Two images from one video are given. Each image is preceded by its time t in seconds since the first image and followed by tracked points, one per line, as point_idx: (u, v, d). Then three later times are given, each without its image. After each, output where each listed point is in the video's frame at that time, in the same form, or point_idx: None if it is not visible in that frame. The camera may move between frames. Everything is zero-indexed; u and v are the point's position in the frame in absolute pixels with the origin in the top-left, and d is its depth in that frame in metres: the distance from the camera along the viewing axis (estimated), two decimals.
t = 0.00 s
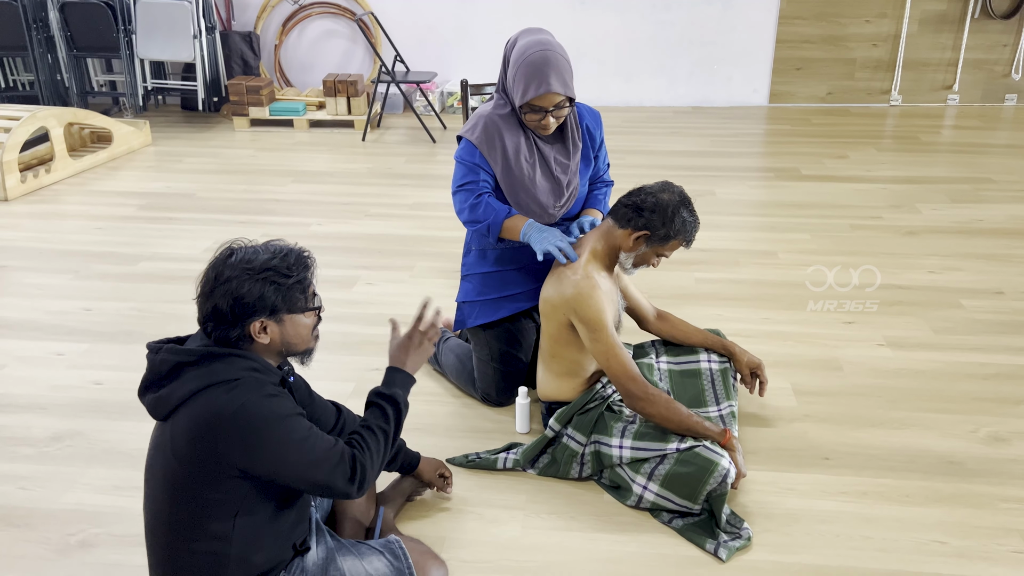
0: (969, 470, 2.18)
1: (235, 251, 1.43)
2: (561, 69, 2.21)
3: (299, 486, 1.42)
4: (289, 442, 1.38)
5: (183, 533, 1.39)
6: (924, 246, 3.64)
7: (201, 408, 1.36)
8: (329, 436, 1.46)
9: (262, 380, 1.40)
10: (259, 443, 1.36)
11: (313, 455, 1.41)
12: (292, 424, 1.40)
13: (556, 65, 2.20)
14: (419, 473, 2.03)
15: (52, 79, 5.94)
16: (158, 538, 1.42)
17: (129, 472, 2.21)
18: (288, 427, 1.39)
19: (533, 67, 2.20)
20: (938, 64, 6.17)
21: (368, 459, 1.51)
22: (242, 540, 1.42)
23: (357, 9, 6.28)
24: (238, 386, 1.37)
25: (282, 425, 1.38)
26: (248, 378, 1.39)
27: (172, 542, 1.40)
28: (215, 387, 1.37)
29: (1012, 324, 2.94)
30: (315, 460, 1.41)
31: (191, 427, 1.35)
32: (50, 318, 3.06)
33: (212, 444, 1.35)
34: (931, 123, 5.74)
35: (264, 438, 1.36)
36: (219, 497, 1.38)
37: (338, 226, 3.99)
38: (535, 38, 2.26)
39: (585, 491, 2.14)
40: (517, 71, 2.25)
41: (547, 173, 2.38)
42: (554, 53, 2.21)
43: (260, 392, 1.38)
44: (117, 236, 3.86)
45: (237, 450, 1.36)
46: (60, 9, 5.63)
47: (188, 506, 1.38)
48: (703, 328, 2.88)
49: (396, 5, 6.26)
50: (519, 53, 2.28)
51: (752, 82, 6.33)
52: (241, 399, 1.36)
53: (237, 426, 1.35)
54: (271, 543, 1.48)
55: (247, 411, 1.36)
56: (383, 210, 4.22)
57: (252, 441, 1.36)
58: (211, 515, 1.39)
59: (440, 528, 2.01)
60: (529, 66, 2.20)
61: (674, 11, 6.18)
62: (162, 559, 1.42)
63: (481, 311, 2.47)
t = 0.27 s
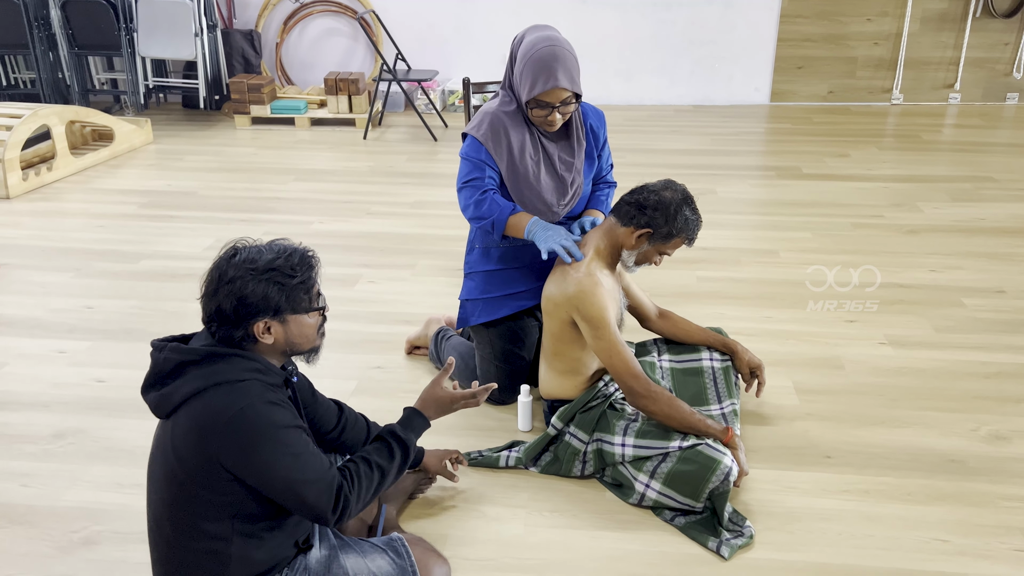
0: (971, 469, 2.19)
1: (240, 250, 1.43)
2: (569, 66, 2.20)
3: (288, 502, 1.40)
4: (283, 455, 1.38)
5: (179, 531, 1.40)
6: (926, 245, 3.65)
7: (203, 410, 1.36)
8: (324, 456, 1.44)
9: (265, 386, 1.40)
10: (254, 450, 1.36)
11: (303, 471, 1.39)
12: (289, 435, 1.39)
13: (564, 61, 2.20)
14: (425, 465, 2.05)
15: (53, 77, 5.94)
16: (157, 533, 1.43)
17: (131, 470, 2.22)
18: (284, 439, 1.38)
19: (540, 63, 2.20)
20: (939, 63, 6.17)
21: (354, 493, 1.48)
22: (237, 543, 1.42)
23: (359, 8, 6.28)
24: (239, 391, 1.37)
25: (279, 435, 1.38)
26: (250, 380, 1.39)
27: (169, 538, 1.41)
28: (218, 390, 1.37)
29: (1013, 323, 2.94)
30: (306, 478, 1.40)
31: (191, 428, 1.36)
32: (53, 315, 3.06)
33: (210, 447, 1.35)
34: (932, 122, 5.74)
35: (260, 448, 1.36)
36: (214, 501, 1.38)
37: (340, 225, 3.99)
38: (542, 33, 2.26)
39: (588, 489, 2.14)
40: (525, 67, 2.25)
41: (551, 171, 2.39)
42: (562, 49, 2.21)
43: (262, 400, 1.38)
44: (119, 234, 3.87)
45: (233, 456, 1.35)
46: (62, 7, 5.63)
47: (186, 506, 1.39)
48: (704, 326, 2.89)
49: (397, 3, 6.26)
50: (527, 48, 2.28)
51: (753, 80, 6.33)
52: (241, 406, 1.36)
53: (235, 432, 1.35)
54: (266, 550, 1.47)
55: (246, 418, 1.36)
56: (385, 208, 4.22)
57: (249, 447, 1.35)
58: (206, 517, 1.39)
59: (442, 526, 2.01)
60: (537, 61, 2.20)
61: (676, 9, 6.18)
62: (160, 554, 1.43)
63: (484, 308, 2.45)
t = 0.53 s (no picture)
0: (973, 470, 2.19)
1: (236, 253, 1.42)
2: (574, 63, 2.21)
3: (285, 513, 1.40)
4: (283, 466, 1.37)
5: (179, 533, 1.40)
6: (928, 245, 3.64)
7: (205, 416, 1.36)
8: (323, 469, 1.44)
9: (267, 393, 1.40)
10: (257, 458, 1.36)
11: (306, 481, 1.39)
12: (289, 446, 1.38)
13: (569, 59, 2.20)
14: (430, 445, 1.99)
15: (55, 76, 5.94)
16: (158, 534, 1.43)
17: (134, 469, 2.22)
18: (285, 449, 1.38)
19: (545, 61, 2.20)
20: (941, 63, 6.17)
21: (352, 510, 1.47)
22: (236, 548, 1.42)
23: (361, 7, 6.28)
24: (241, 399, 1.37)
25: (280, 445, 1.37)
26: (252, 386, 1.39)
27: (170, 540, 1.42)
28: (220, 396, 1.37)
29: (1015, 324, 2.94)
30: (304, 491, 1.40)
31: (193, 434, 1.36)
32: (55, 314, 3.06)
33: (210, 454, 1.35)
34: (934, 123, 5.74)
35: (260, 458, 1.35)
36: (214, 506, 1.38)
37: (342, 224, 3.99)
38: (546, 31, 2.26)
39: (590, 488, 2.14)
40: (529, 66, 2.25)
41: (556, 171, 2.40)
42: (567, 46, 2.22)
43: (265, 408, 1.38)
44: (122, 233, 3.87)
45: (234, 464, 1.35)
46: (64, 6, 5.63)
47: (186, 510, 1.39)
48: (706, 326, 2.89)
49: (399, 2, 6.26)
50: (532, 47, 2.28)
51: (755, 80, 6.32)
52: (244, 414, 1.36)
53: (236, 440, 1.35)
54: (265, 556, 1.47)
55: (247, 426, 1.35)
56: (387, 208, 4.22)
57: (251, 455, 1.35)
58: (206, 522, 1.39)
59: (444, 526, 2.01)
60: (541, 60, 2.21)
61: (678, 9, 6.18)
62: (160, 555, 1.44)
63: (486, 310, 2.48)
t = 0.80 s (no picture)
0: (973, 472, 2.18)
1: (235, 260, 1.40)
2: (572, 76, 2.18)
3: (290, 518, 1.40)
4: (288, 473, 1.37)
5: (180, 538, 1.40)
6: (929, 247, 3.64)
7: (209, 423, 1.35)
8: (327, 472, 1.44)
9: (270, 400, 1.39)
10: (261, 465, 1.35)
11: (310, 485, 1.40)
12: (293, 453, 1.38)
13: (568, 71, 2.17)
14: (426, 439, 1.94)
15: (57, 75, 5.95)
16: (158, 537, 1.43)
17: (134, 468, 2.22)
18: (290, 456, 1.37)
19: (544, 75, 2.16)
20: (943, 65, 6.17)
21: (357, 509, 1.47)
22: (236, 552, 1.43)
23: (363, 7, 6.28)
24: (245, 407, 1.36)
25: (284, 453, 1.37)
26: (254, 392, 1.38)
27: (171, 544, 1.42)
28: (223, 403, 1.36)
29: (1016, 326, 2.94)
30: (310, 495, 1.40)
31: (196, 441, 1.35)
32: (56, 314, 3.06)
33: (213, 461, 1.35)
34: (936, 125, 5.74)
35: (265, 466, 1.35)
36: (216, 512, 1.38)
37: (343, 224, 3.99)
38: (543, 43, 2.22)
39: (590, 489, 2.14)
40: (526, 80, 2.21)
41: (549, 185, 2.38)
42: (565, 58, 2.18)
43: (268, 414, 1.37)
44: (123, 232, 3.87)
45: (237, 471, 1.35)
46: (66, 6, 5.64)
47: (188, 515, 1.39)
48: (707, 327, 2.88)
49: (401, 3, 6.26)
50: (526, 60, 2.23)
51: (757, 81, 6.32)
52: (248, 422, 1.35)
53: (240, 448, 1.34)
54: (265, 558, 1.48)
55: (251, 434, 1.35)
56: (388, 208, 4.22)
57: (255, 462, 1.35)
58: (208, 527, 1.39)
59: (444, 527, 2.01)
60: (539, 74, 2.17)
61: (679, 10, 6.18)
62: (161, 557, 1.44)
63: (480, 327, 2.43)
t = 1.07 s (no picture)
0: (974, 474, 2.18)
1: (233, 264, 1.39)
2: (564, 109, 2.14)
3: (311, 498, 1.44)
4: (302, 461, 1.39)
5: (194, 544, 1.41)
6: (929, 250, 3.64)
7: (213, 430, 1.34)
8: (341, 446, 1.47)
9: (272, 400, 1.39)
10: (271, 463, 1.37)
11: (327, 469, 1.42)
12: (303, 442, 1.40)
13: (560, 105, 2.12)
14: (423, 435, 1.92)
15: (58, 76, 5.96)
16: (169, 546, 1.43)
17: (134, 469, 2.22)
18: (301, 447, 1.39)
19: (536, 110, 2.11)
20: (944, 67, 6.17)
21: (379, 466, 1.53)
22: (247, 550, 1.44)
23: (364, 9, 6.29)
24: (248, 410, 1.36)
25: (294, 445, 1.38)
26: (256, 396, 1.37)
27: (183, 551, 1.42)
28: (225, 409, 1.35)
29: (1017, 328, 2.94)
30: (330, 472, 1.43)
31: (201, 448, 1.35)
32: (57, 314, 3.07)
33: (222, 465, 1.35)
34: (937, 127, 5.74)
35: (278, 459, 1.37)
36: (230, 513, 1.39)
37: (343, 225, 3.99)
38: (532, 75, 2.18)
39: (590, 491, 2.14)
40: (517, 114, 2.14)
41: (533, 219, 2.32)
42: (555, 91, 2.14)
43: (271, 414, 1.37)
44: (123, 233, 3.87)
45: (248, 472, 1.36)
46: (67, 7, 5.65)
47: (196, 520, 1.39)
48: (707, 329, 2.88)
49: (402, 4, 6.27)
50: (515, 92, 2.17)
51: (757, 83, 6.32)
52: (252, 424, 1.35)
53: (249, 448, 1.35)
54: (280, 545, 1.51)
55: (259, 433, 1.36)
56: (389, 209, 4.22)
57: (263, 462, 1.36)
58: (222, 528, 1.40)
59: (444, 528, 2.01)
60: (532, 108, 2.11)
61: (680, 12, 6.18)
62: (172, 566, 1.44)
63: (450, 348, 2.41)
